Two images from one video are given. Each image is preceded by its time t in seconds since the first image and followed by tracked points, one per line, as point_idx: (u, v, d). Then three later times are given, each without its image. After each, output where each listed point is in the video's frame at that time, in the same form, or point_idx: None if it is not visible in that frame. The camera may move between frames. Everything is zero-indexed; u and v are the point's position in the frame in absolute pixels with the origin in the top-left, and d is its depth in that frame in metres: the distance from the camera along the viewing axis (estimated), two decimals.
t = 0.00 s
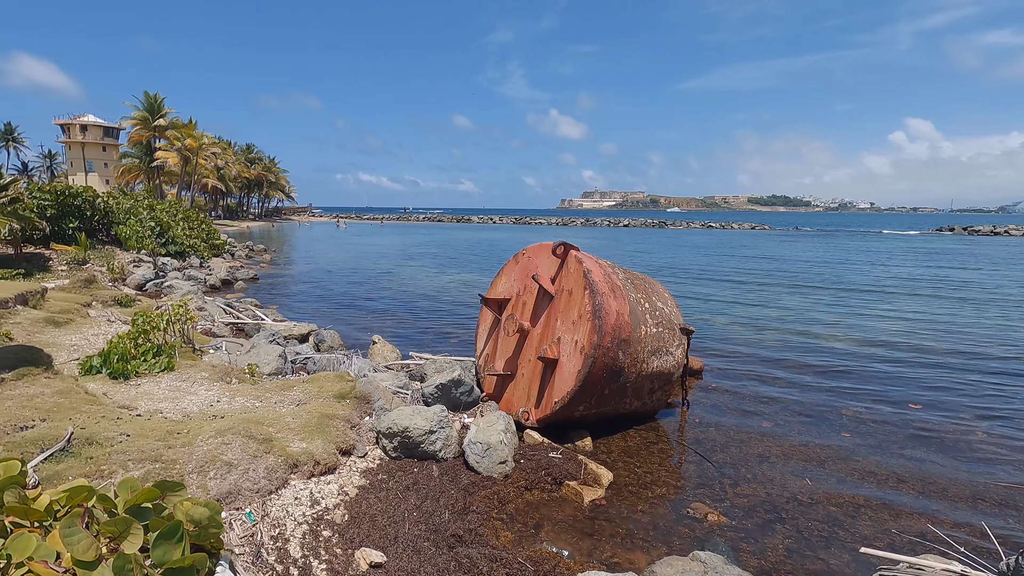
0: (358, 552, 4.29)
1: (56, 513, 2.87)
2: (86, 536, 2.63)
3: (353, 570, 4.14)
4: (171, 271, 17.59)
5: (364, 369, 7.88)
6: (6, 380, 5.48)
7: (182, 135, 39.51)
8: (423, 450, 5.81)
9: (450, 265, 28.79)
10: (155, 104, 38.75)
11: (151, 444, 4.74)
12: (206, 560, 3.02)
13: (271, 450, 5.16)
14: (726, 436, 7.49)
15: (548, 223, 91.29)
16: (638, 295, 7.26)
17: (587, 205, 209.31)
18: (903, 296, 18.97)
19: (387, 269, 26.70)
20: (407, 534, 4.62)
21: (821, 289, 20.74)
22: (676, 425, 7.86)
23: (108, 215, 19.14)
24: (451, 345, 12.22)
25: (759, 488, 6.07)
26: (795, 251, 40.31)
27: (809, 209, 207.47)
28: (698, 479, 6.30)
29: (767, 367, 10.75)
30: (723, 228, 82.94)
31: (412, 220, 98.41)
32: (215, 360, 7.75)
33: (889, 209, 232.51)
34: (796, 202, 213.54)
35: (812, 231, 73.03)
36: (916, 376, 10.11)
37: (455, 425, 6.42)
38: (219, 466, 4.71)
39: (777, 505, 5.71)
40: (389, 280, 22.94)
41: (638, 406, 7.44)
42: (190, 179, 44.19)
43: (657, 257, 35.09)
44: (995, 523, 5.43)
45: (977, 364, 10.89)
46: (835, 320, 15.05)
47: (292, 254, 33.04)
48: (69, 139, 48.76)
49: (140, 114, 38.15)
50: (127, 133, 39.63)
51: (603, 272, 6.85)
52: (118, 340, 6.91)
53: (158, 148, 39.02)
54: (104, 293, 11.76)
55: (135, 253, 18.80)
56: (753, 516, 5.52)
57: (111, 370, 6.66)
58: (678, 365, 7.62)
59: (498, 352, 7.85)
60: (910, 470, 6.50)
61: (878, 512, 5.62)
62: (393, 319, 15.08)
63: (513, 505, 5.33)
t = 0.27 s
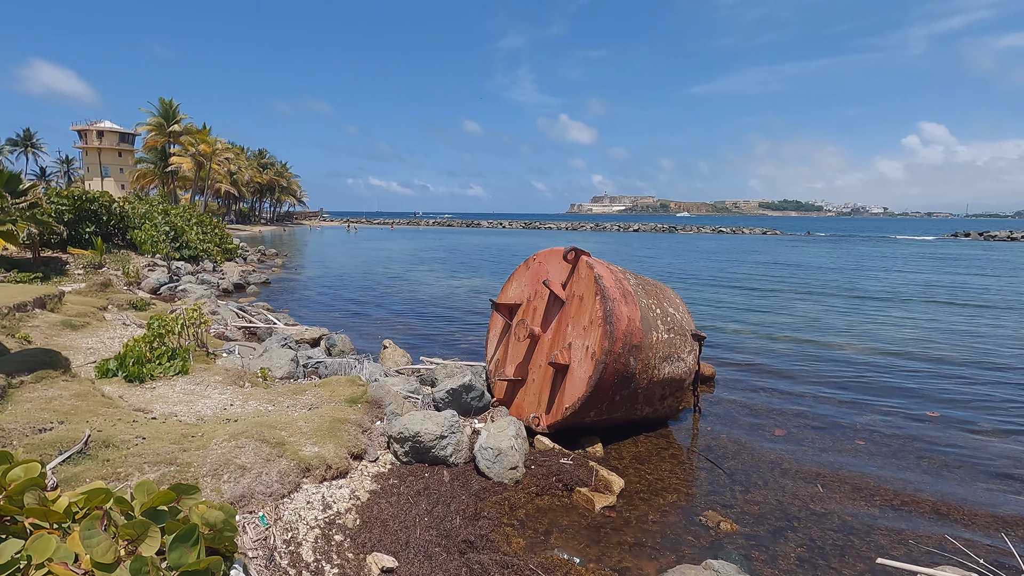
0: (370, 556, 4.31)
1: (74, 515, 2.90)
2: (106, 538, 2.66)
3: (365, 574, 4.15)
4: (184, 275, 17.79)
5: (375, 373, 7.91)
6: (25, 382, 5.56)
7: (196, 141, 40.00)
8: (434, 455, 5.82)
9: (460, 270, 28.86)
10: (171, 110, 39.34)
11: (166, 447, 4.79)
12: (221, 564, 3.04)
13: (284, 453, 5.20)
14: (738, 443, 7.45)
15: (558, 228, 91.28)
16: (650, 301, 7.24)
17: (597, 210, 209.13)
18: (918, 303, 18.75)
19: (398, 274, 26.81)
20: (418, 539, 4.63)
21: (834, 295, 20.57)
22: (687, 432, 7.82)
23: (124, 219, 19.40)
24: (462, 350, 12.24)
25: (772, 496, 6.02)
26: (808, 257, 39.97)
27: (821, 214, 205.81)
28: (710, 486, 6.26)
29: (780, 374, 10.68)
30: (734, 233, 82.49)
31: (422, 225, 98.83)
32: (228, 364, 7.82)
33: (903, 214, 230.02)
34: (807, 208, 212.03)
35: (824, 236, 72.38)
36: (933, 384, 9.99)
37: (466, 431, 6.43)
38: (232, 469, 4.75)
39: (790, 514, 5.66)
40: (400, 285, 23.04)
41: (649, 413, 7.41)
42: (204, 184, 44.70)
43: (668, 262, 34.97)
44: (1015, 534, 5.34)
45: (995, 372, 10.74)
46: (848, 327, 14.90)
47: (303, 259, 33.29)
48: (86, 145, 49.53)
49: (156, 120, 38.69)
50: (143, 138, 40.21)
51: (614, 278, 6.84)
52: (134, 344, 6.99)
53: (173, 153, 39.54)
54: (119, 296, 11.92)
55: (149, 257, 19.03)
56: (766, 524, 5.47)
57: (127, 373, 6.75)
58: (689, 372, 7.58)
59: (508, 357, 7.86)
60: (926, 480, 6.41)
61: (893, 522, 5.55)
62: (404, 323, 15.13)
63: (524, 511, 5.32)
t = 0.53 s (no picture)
0: (388, 562, 4.33)
1: (102, 517, 2.95)
2: (136, 542, 2.72)
3: None
4: (202, 280, 18.03)
5: (390, 379, 7.96)
6: (51, 386, 5.67)
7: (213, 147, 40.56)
8: (449, 462, 5.84)
9: (473, 276, 28.93)
10: (188, 117, 39.99)
11: (188, 451, 4.86)
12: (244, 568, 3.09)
13: (302, 458, 5.25)
14: (754, 452, 7.39)
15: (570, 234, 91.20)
16: (665, 308, 7.22)
17: (609, 216, 208.80)
18: (937, 311, 18.48)
19: (411, 280, 26.94)
20: (435, 546, 4.65)
21: (851, 303, 20.35)
22: (702, 440, 7.78)
23: (143, 225, 19.73)
24: (475, 356, 12.28)
25: (790, 507, 5.96)
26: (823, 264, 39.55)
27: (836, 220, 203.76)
28: (727, 495, 6.22)
29: (797, 383, 10.58)
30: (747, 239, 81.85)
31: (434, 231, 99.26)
32: (246, 369, 7.91)
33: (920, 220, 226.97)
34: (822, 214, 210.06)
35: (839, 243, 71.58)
36: (954, 394, 9.85)
37: (481, 437, 6.44)
38: (252, 474, 4.81)
39: (809, 524, 5.60)
40: (413, 290, 23.16)
41: (665, 421, 7.38)
42: (220, 190, 45.29)
43: (681, 269, 34.79)
44: None
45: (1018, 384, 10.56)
46: (866, 336, 14.73)
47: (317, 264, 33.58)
48: (105, 152, 50.44)
49: (175, 128, 39.32)
50: (161, 145, 40.88)
51: (629, 285, 6.83)
52: (155, 348, 7.10)
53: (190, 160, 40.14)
54: (139, 301, 12.11)
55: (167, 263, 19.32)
56: (784, 535, 5.42)
57: (148, 377, 6.85)
58: (705, 380, 7.54)
59: (523, 364, 7.87)
60: (949, 493, 6.32)
61: (915, 535, 5.47)
62: (418, 329, 15.20)
63: (540, 518, 5.32)
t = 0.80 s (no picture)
0: (407, 570, 4.35)
1: (131, 521, 2.99)
2: (168, 546, 2.77)
3: None
4: (221, 288, 18.28)
5: (407, 387, 8.01)
6: (78, 391, 5.79)
7: (232, 157, 41.17)
8: (467, 470, 5.86)
9: (487, 284, 28.99)
10: (208, 128, 40.73)
11: (211, 457, 4.93)
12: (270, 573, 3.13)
13: (322, 465, 5.30)
14: (774, 464, 7.32)
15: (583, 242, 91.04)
16: (683, 317, 7.19)
17: (623, 224, 208.23)
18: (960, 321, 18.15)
19: (425, 288, 27.05)
20: (453, 555, 4.66)
21: (870, 312, 20.06)
22: (720, 451, 7.71)
23: (164, 233, 20.08)
24: (491, 364, 12.29)
25: (811, 520, 5.88)
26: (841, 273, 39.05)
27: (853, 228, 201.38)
28: (747, 508, 6.16)
29: (817, 394, 10.46)
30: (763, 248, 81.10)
31: (447, 238, 99.62)
32: (265, 375, 8.01)
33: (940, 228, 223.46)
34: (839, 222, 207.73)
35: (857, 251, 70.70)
36: (979, 407, 9.66)
37: (498, 446, 6.46)
38: (274, 480, 4.86)
39: (832, 539, 5.52)
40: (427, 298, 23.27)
41: (682, 431, 7.33)
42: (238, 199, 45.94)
43: (696, 277, 34.54)
44: None
45: None
46: (887, 347, 14.50)
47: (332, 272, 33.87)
48: (127, 162, 51.45)
49: (195, 138, 40.03)
50: (181, 155, 41.62)
51: (647, 294, 6.82)
52: (177, 355, 7.21)
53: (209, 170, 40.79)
54: (161, 308, 12.32)
55: (187, 270, 19.62)
56: (806, 549, 5.35)
57: (171, 384, 6.96)
58: (723, 390, 7.49)
59: (539, 373, 7.88)
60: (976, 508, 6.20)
61: (942, 550, 5.38)
62: (433, 337, 15.27)
63: (557, 528, 5.30)
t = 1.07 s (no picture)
0: None
1: (154, 525, 3.02)
2: (193, 551, 2.80)
3: None
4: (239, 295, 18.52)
5: (423, 395, 8.04)
6: (104, 396, 5.90)
7: (251, 166, 41.79)
8: (483, 479, 5.86)
9: (502, 292, 29.02)
10: (228, 138, 41.45)
11: (232, 463, 4.99)
12: None
13: (340, 472, 5.33)
14: (794, 477, 7.22)
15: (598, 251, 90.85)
16: (700, 327, 7.14)
17: (638, 233, 207.45)
18: (985, 333, 17.77)
19: (440, 296, 27.15)
20: (470, 564, 4.66)
21: (892, 323, 19.72)
22: (739, 462, 7.62)
23: (185, 241, 20.42)
24: (506, 373, 12.28)
25: (834, 534, 5.78)
26: (862, 282, 38.46)
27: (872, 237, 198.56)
28: (766, 520, 6.07)
29: (838, 406, 10.30)
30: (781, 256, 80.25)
31: (462, 247, 99.97)
32: (283, 382, 8.09)
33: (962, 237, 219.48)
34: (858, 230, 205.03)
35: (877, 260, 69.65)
36: (1006, 421, 9.44)
37: (514, 455, 6.45)
38: (292, 486, 4.91)
39: (854, 554, 5.42)
40: (442, 307, 23.34)
41: (700, 442, 7.26)
42: (257, 208, 46.59)
43: (713, 286, 34.26)
44: None
45: None
46: (910, 358, 14.24)
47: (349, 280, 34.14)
48: (150, 171, 52.48)
49: (215, 147, 40.71)
50: (202, 164, 42.36)
51: (664, 303, 6.79)
52: (198, 361, 7.32)
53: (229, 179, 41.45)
54: (182, 315, 12.52)
55: (207, 278, 19.92)
56: (829, 563, 5.26)
57: (192, 390, 7.06)
58: (742, 401, 7.41)
59: (556, 382, 7.87)
60: (1006, 526, 6.05)
61: (970, 569, 5.25)
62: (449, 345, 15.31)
63: (574, 539, 5.27)
